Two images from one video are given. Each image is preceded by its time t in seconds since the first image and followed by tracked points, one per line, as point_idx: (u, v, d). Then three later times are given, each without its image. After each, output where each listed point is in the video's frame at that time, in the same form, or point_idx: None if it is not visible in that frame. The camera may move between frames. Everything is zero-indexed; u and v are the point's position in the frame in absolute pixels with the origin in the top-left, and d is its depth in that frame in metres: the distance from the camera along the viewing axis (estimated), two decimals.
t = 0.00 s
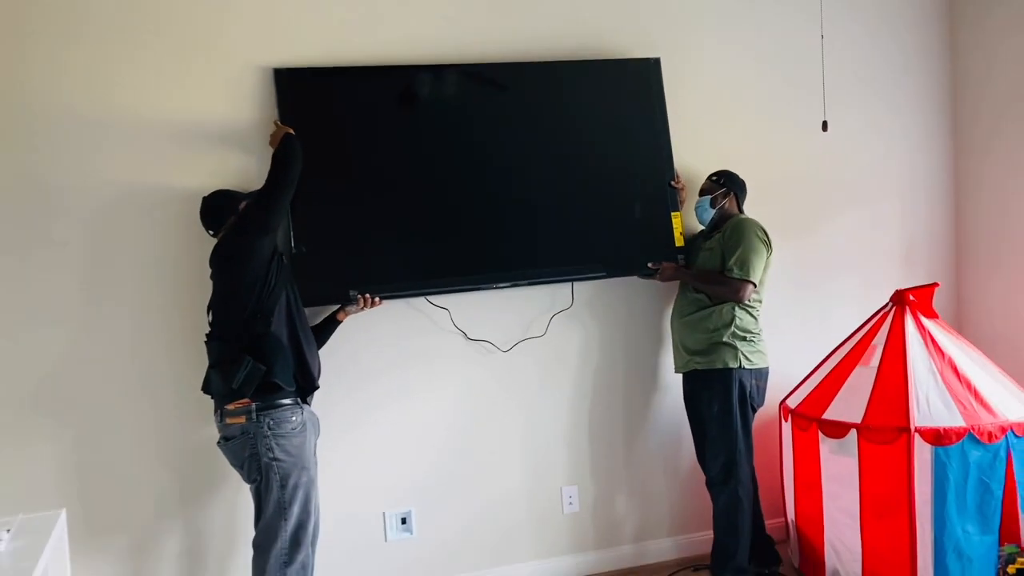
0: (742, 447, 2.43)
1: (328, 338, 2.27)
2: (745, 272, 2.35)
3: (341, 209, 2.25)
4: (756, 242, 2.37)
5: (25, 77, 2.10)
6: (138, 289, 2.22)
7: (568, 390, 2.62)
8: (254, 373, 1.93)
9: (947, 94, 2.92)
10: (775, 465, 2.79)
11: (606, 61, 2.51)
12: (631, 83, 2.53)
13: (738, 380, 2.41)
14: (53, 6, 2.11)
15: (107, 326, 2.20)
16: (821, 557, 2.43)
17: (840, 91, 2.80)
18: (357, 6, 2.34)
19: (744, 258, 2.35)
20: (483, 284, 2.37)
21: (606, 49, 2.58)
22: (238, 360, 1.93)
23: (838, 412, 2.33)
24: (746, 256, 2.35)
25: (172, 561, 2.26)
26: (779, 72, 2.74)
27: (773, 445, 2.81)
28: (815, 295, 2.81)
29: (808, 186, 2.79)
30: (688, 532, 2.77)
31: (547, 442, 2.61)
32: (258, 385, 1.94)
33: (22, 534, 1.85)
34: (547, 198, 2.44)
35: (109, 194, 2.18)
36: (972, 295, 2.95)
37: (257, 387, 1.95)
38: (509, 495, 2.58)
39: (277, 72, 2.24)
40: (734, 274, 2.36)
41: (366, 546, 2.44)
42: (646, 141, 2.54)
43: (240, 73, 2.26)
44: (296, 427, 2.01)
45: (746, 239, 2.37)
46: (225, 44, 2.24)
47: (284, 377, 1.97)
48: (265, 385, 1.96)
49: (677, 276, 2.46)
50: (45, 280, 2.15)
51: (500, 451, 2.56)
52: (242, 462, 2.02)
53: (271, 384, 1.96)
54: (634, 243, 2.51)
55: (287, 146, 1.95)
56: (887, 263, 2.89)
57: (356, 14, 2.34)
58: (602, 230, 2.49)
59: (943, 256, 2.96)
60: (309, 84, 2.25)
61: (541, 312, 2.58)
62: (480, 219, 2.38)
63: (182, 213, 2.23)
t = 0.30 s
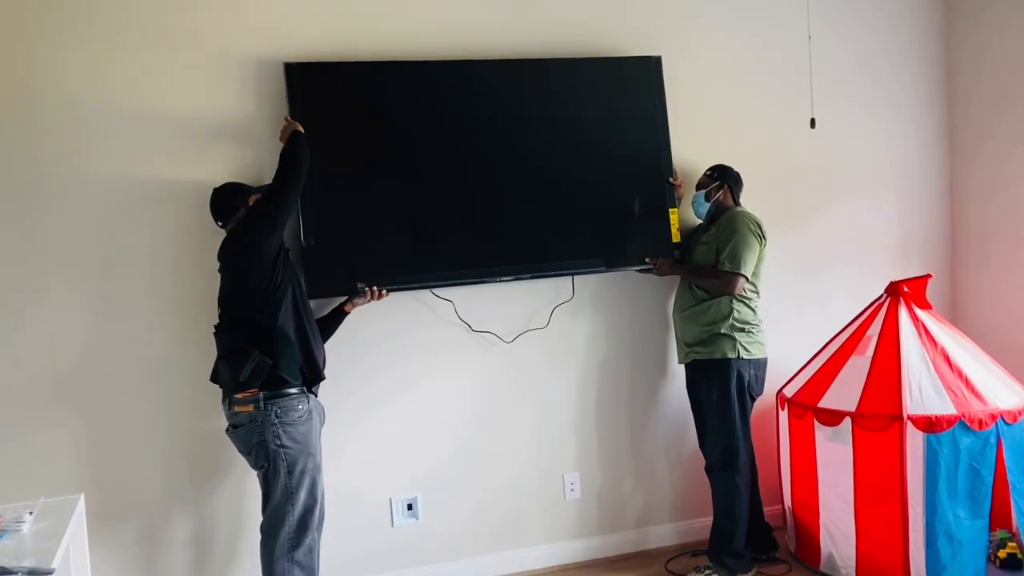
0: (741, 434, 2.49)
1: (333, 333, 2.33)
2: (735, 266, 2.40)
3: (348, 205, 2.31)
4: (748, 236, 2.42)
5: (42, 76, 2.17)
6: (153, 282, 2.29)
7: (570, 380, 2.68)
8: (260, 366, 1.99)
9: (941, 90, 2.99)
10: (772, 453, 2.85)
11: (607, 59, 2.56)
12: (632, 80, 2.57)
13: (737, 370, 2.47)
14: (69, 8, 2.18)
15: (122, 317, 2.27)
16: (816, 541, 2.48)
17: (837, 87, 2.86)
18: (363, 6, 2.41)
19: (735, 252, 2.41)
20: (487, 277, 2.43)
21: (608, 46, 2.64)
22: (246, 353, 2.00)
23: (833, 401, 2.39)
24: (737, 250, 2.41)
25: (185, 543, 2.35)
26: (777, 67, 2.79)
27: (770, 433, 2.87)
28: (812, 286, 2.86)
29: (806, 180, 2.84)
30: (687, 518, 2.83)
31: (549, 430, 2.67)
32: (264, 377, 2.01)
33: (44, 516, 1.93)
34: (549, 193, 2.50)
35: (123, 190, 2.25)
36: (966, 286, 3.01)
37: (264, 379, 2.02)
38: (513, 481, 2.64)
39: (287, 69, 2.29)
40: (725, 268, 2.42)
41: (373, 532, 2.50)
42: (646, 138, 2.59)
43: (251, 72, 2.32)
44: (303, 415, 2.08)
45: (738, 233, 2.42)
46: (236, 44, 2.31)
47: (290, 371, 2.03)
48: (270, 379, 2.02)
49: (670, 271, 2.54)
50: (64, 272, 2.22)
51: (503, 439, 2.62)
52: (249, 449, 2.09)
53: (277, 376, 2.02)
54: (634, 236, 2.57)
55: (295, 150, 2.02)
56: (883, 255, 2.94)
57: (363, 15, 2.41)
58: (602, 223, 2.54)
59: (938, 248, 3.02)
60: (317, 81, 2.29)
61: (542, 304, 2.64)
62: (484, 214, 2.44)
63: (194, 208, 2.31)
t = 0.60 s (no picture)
0: (743, 423, 2.56)
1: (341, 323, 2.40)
2: (731, 261, 2.47)
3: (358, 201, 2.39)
4: (744, 231, 2.48)
5: (64, 74, 2.26)
6: (170, 273, 2.38)
7: (573, 371, 2.75)
8: (270, 358, 2.09)
9: (939, 86, 3.04)
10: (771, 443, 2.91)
11: (610, 58, 2.62)
12: (634, 79, 2.64)
13: (739, 362, 2.53)
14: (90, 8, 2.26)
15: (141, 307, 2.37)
16: (812, 527, 2.55)
17: (836, 83, 2.91)
18: (372, 7, 2.48)
19: (730, 248, 2.47)
20: (494, 271, 2.51)
21: (610, 44, 2.70)
22: (257, 346, 2.10)
23: (828, 391, 2.45)
24: (732, 245, 2.48)
25: (200, 525, 2.44)
26: (776, 65, 2.85)
27: (768, 424, 2.93)
28: (810, 279, 2.92)
29: (804, 175, 2.90)
30: (686, 505, 2.90)
31: (553, 419, 2.74)
32: (274, 369, 2.11)
33: (67, 496, 2.03)
34: (552, 189, 2.57)
35: (141, 185, 2.34)
36: (963, 280, 3.06)
37: (273, 370, 2.11)
38: (517, 468, 2.72)
39: (299, 68, 2.37)
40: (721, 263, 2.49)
41: (381, 516, 2.59)
42: (647, 136, 2.65)
43: (264, 71, 2.41)
44: (310, 403, 2.16)
45: (733, 227, 2.49)
46: (250, 44, 2.39)
47: (298, 363, 2.13)
48: (280, 371, 2.11)
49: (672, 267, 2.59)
50: (85, 264, 2.31)
51: (506, 427, 2.70)
52: (259, 435, 2.18)
53: (285, 368, 2.11)
54: (635, 231, 2.64)
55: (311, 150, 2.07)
56: (880, 249, 3.00)
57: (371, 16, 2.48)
58: (604, 218, 2.61)
59: (934, 243, 3.08)
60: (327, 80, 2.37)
61: (546, 297, 2.71)
62: (489, 209, 2.51)
63: (209, 202, 2.39)
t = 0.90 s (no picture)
0: (749, 424, 2.59)
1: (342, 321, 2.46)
2: (733, 270, 2.49)
3: (366, 202, 2.45)
4: (748, 240, 2.51)
5: (82, 78, 2.33)
6: (182, 272, 2.45)
7: (575, 370, 2.80)
8: (285, 368, 2.15)
9: (942, 91, 3.07)
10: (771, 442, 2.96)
11: (614, 63, 2.67)
12: (636, 84, 2.69)
13: (746, 364, 2.56)
14: (107, 14, 2.33)
15: (154, 305, 2.44)
16: (810, 526, 2.59)
17: (838, 88, 2.95)
18: (381, 13, 2.54)
19: (734, 257, 2.49)
20: (498, 271, 2.56)
21: (614, 49, 2.74)
22: (273, 355, 2.15)
23: (826, 392, 2.49)
24: (736, 254, 2.50)
25: (211, 517, 2.52)
26: (778, 68, 2.88)
27: (768, 422, 2.98)
28: (811, 281, 2.96)
29: (806, 179, 2.94)
30: (686, 504, 2.95)
31: (555, 417, 2.80)
32: (289, 378, 2.16)
33: (82, 487, 2.10)
34: (556, 190, 2.62)
35: (155, 186, 2.41)
36: (963, 283, 3.09)
37: (290, 380, 2.17)
38: (520, 466, 2.78)
39: (309, 73, 2.43)
40: (723, 272, 2.51)
41: (386, 511, 2.65)
42: (649, 139, 2.70)
43: (274, 75, 2.47)
44: (325, 401, 2.23)
45: (738, 236, 2.51)
46: (261, 49, 2.45)
47: (313, 373, 2.18)
48: (295, 378, 2.17)
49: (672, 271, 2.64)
50: (100, 263, 2.39)
51: (510, 425, 2.76)
52: (275, 433, 2.23)
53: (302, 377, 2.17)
54: (637, 233, 2.68)
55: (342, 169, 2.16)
56: (881, 252, 3.03)
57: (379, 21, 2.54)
58: (606, 220, 2.66)
59: (935, 245, 3.10)
60: (337, 85, 2.43)
61: (550, 298, 2.76)
62: (495, 211, 2.57)
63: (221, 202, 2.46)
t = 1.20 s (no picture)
0: (758, 435, 2.57)
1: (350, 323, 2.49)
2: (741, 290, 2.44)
3: (371, 206, 2.48)
4: (755, 256, 2.44)
5: (93, 83, 2.37)
6: (190, 274, 2.49)
7: (578, 374, 2.82)
8: (309, 363, 2.17)
9: (945, 96, 3.08)
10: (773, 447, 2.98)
11: (618, 69, 2.69)
12: (640, 89, 2.71)
13: (752, 374, 2.53)
14: (118, 21, 2.38)
15: (162, 307, 2.47)
16: (811, 529, 2.60)
17: (841, 93, 2.96)
18: (388, 19, 2.57)
19: (743, 277, 2.44)
20: (501, 275, 2.59)
21: (618, 54, 2.76)
22: (294, 351, 2.17)
23: (828, 397, 2.50)
24: (744, 273, 2.44)
25: (215, 517, 2.55)
26: (782, 74, 2.90)
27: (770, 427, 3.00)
28: (814, 286, 2.97)
29: (809, 184, 2.95)
30: (688, 508, 2.96)
31: (558, 420, 2.82)
32: (311, 374, 2.19)
33: (90, 486, 2.13)
34: (559, 194, 2.64)
35: (164, 190, 2.44)
36: (967, 288, 3.10)
37: (310, 376, 2.19)
38: (523, 468, 2.80)
39: (316, 79, 2.46)
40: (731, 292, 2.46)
41: (391, 511, 2.68)
42: (653, 145, 2.72)
43: (281, 80, 2.50)
44: (338, 402, 2.26)
45: (746, 252, 2.45)
46: (269, 54, 2.49)
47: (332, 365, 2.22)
48: (315, 375, 2.20)
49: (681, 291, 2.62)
50: (109, 265, 2.42)
51: (514, 427, 2.78)
52: (288, 434, 2.25)
53: (321, 371, 2.20)
54: (641, 238, 2.71)
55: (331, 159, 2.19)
56: (884, 257, 3.04)
57: (386, 27, 2.57)
58: (610, 225, 2.68)
59: (939, 251, 3.11)
60: (344, 90, 2.46)
61: (553, 302, 2.78)
62: (499, 215, 2.59)
63: (229, 205, 2.49)
